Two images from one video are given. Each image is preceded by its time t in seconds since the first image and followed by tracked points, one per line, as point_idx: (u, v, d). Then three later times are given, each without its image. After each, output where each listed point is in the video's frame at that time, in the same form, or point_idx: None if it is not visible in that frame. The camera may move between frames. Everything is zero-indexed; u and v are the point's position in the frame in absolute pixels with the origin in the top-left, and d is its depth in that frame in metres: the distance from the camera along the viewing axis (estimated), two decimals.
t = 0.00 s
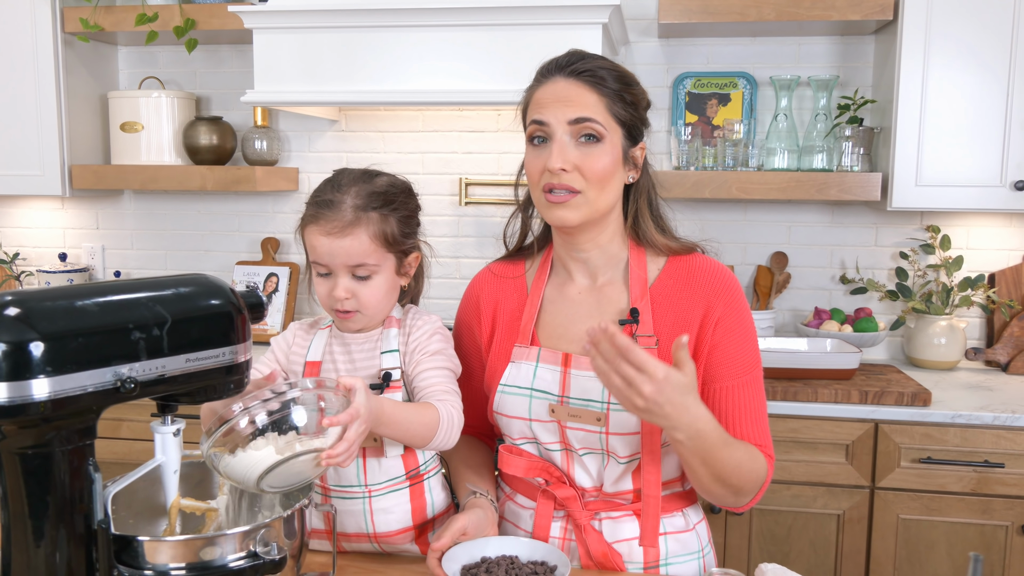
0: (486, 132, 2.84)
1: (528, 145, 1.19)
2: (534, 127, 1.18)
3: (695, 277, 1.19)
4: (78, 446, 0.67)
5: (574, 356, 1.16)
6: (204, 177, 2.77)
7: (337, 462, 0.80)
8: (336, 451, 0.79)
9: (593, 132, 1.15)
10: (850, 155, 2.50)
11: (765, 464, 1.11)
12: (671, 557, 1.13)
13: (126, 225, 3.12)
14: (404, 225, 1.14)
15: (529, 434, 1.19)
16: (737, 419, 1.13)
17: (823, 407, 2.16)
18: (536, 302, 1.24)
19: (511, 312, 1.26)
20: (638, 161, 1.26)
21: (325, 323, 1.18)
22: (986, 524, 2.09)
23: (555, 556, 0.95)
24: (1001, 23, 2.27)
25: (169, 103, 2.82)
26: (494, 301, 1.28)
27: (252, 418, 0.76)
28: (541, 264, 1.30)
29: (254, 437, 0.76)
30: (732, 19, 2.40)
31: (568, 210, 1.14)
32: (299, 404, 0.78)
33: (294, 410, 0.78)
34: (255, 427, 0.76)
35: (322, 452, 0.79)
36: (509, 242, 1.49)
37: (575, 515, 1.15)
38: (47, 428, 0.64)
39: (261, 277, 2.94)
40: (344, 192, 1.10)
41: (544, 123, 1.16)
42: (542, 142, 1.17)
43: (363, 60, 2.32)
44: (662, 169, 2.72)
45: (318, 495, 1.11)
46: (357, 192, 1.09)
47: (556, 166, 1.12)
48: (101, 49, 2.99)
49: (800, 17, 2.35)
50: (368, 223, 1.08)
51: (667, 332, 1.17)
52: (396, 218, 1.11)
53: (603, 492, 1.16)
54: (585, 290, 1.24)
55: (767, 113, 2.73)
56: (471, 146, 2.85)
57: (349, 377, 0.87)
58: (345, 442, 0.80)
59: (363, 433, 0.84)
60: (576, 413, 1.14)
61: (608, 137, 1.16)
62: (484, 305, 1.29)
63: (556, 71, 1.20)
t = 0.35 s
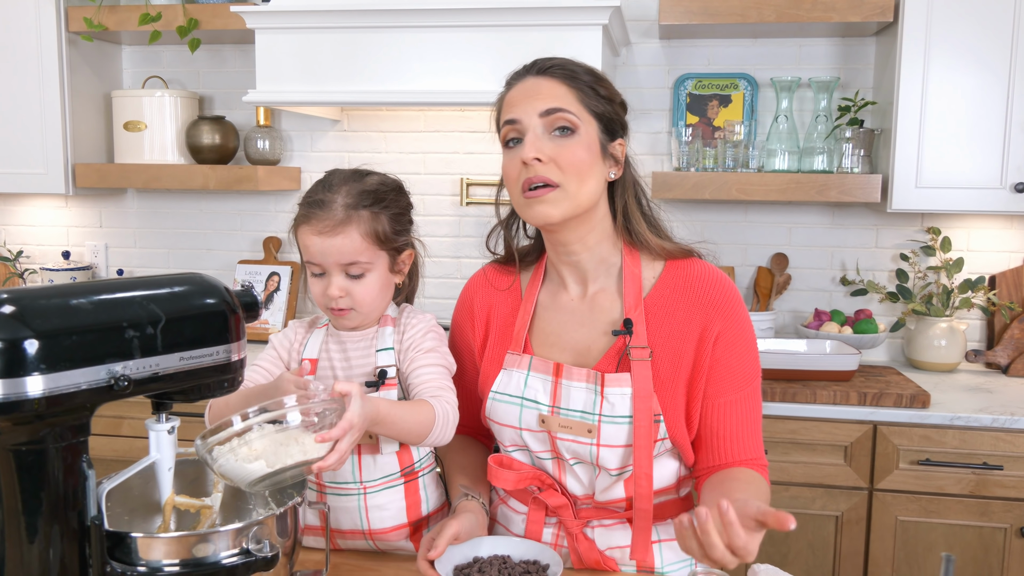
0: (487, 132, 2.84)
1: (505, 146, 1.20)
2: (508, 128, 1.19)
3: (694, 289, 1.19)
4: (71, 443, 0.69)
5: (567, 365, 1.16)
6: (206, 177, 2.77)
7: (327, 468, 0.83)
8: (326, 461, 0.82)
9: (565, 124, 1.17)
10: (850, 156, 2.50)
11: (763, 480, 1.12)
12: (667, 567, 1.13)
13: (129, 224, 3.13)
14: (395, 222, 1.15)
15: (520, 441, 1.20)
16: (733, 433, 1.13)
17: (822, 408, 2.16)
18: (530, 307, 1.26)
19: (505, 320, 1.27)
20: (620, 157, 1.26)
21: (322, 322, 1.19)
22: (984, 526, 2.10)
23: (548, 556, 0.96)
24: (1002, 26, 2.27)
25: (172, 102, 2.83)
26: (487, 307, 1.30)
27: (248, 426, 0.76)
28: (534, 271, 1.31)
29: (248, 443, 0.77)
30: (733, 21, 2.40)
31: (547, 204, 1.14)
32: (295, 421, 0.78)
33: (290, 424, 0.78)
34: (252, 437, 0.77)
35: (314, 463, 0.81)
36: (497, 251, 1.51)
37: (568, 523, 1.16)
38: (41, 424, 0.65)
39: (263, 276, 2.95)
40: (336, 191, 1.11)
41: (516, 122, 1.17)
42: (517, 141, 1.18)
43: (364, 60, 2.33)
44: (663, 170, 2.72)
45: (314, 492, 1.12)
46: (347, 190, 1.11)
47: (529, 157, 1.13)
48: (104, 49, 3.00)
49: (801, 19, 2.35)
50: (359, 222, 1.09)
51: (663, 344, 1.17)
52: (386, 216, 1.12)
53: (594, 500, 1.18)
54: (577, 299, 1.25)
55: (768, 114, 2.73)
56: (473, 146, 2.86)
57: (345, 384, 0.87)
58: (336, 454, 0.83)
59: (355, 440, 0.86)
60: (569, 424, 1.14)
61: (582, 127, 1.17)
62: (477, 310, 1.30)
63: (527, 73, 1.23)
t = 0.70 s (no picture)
0: (488, 133, 2.85)
1: (507, 154, 1.21)
2: (510, 136, 1.19)
3: (695, 296, 1.19)
4: (69, 442, 0.69)
5: (565, 372, 1.16)
6: (208, 177, 2.78)
7: (323, 467, 0.84)
8: (323, 460, 0.83)
9: (569, 135, 1.17)
10: (851, 158, 2.50)
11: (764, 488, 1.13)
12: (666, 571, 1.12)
13: (131, 224, 3.14)
14: (393, 223, 1.15)
15: (518, 446, 1.20)
16: (735, 442, 1.13)
17: (822, 410, 2.16)
18: (530, 311, 1.26)
19: (505, 323, 1.28)
20: (625, 164, 1.27)
21: (322, 322, 1.20)
22: (986, 529, 2.09)
23: (547, 556, 0.96)
24: (1003, 28, 2.27)
25: (174, 102, 2.84)
26: (487, 309, 1.30)
27: (239, 431, 0.77)
28: (535, 272, 1.31)
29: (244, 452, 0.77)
30: (734, 22, 2.40)
31: (549, 221, 1.16)
32: (285, 421, 0.79)
33: (282, 427, 0.78)
34: (241, 442, 0.77)
35: (311, 462, 0.82)
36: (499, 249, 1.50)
37: (565, 528, 1.16)
38: (38, 423, 0.66)
39: (264, 277, 2.95)
40: (334, 192, 1.12)
41: (519, 132, 1.18)
42: (520, 151, 1.19)
43: (366, 61, 2.34)
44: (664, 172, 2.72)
45: (313, 492, 1.13)
46: (345, 191, 1.11)
47: (532, 173, 1.13)
48: (107, 50, 3.01)
49: (802, 21, 2.35)
50: (357, 222, 1.09)
51: (664, 351, 1.17)
52: (383, 216, 1.13)
53: (593, 505, 1.17)
54: (577, 303, 1.25)
55: (769, 116, 2.73)
56: (474, 147, 2.86)
57: (332, 382, 0.88)
58: (331, 452, 0.84)
59: (347, 438, 0.87)
60: (566, 430, 1.14)
61: (586, 139, 1.17)
62: (477, 313, 1.31)
63: (532, 77, 1.22)
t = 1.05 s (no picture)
0: (489, 135, 2.84)
1: (516, 150, 1.21)
2: (520, 133, 1.19)
3: (696, 295, 1.18)
4: (67, 442, 0.69)
5: (567, 370, 1.16)
6: (208, 178, 2.78)
7: (322, 469, 0.83)
8: (319, 460, 0.82)
9: (579, 134, 1.17)
10: (852, 161, 2.50)
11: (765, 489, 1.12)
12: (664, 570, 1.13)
13: (131, 225, 3.13)
14: (394, 223, 1.15)
15: (519, 443, 1.20)
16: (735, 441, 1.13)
17: (822, 412, 2.16)
18: (532, 311, 1.25)
19: (508, 321, 1.27)
20: (632, 165, 1.26)
21: (320, 324, 1.20)
22: (986, 532, 2.09)
23: (546, 558, 0.95)
24: (1004, 31, 2.27)
25: (175, 103, 2.83)
26: (490, 307, 1.30)
27: (233, 434, 0.77)
28: (539, 271, 1.31)
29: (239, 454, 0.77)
30: (735, 24, 2.39)
31: (555, 217, 1.15)
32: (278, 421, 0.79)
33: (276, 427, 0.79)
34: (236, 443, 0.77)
35: (308, 463, 0.81)
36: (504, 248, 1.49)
37: (565, 528, 1.16)
38: (36, 423, 0.65)
39: (264, 278, 2.95)
40: (334, 191, 1.12)
41: (530, 129, 1.18)
42: (529, 148, 1.19)
43: (367, 62, 2.33)
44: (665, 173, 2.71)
45: (311, 493, 1.12)
46: (346, 191, 1.11)
47: (540, 169, 1.13)
48: (108, 50, 3.01)
49: (803, 22, 2.35)
50: (357, 222, 1.09)
51: (665, 351, 1.16)
52: (384, 217, 1.12)
53: (593, 505, 1.17)
54: (580, 301, 1.25)
55: (769, 118, 2.72)
56: (474, 149, 2.86)
57: (328, 383, 0.88)
58: (327, 452, 0.83)
59: (344, 438, 0.86)
60: (567, 428, 1.13)
61: (596, 138, 1.17)
62: (480, 311, 1.30)
63: (544, 75, 1.22)
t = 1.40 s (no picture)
0: (489, 135, 2.84)
1: (520, 147, 1.20)
2: (525, 130, 1.19)
3: (697, 290, 1.18)
4: (66, 443, 0.68)
5: (569, 364, 1.16)
6: (207, 178, 2.77)
7: (321, 469, 0.82)
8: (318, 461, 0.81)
9: (583, 131, 1.17)
10: (852, 162, 2.50)
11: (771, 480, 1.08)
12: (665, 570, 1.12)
13: (129, 225, 3.12)
14: (395, 222, 1.14)
15: (522, 441, 1.19)
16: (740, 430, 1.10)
17: (822, 414, 2.15)
18: (535, 308, 1.25)
19: (510, 319, 1.27)
20: (634, 162, 1.27)
21: (320, 324, 1.19)
22: (986, 534, 2.08)
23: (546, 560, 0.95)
24: (1004, 31, 2.26)
25: (173, 103, 2.82)
26: (491, 305, 1.29)
27: (232, 432, 0.77)
28: (540, 269, 1.30)
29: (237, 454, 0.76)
30: (735, 25, 2.39)
31: (558, 210, 1.15)
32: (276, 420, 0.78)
33: (273, 426, 0.78)
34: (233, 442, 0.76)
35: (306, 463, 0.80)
36: (506, 248, 1.49)
37: (567, 527, 1.14)
38: (36, 423, 0.65)
39: (262, 278, 2.94)
40: (334, 191, 1.11)
41: (535, 126, 1.18)
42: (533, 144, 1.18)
43: (367, 62, 2.33)
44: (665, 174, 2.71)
45: (310, 495, 1.11)
46: (346, 190, 1.11)
47: (545, 165, 1.13)
48: (107, 50, 3.00)
49: (804, 23, 2.34)
50: (357, 222, 1.08)
51: (666, 344, 1.15)
52: (384, 216, 1.12)
53: (595, 503, 1.16)
54: (581, 298, 1.24)
55: (769, 119, 2.72)
56: (474, 149, 2.85)
57: (328, 383, 0.88)
58: (326, 453, 0.82)
59: (344, 438, 0.85)
60: (569, 422, 1.13)
61: (599, 135, 1.17)
62: (482, 310, 1.30)
63: (549, 72, 1.22)
